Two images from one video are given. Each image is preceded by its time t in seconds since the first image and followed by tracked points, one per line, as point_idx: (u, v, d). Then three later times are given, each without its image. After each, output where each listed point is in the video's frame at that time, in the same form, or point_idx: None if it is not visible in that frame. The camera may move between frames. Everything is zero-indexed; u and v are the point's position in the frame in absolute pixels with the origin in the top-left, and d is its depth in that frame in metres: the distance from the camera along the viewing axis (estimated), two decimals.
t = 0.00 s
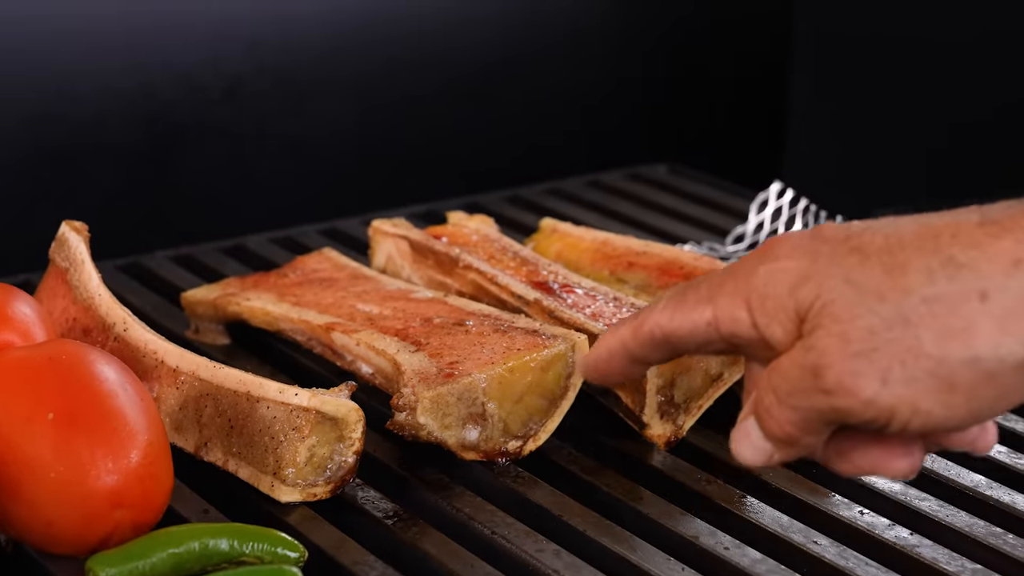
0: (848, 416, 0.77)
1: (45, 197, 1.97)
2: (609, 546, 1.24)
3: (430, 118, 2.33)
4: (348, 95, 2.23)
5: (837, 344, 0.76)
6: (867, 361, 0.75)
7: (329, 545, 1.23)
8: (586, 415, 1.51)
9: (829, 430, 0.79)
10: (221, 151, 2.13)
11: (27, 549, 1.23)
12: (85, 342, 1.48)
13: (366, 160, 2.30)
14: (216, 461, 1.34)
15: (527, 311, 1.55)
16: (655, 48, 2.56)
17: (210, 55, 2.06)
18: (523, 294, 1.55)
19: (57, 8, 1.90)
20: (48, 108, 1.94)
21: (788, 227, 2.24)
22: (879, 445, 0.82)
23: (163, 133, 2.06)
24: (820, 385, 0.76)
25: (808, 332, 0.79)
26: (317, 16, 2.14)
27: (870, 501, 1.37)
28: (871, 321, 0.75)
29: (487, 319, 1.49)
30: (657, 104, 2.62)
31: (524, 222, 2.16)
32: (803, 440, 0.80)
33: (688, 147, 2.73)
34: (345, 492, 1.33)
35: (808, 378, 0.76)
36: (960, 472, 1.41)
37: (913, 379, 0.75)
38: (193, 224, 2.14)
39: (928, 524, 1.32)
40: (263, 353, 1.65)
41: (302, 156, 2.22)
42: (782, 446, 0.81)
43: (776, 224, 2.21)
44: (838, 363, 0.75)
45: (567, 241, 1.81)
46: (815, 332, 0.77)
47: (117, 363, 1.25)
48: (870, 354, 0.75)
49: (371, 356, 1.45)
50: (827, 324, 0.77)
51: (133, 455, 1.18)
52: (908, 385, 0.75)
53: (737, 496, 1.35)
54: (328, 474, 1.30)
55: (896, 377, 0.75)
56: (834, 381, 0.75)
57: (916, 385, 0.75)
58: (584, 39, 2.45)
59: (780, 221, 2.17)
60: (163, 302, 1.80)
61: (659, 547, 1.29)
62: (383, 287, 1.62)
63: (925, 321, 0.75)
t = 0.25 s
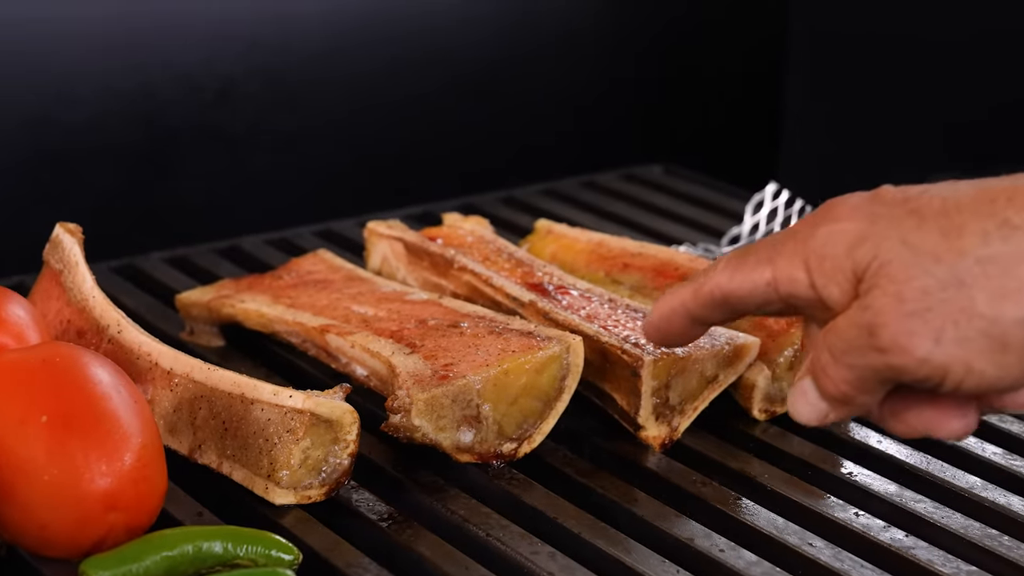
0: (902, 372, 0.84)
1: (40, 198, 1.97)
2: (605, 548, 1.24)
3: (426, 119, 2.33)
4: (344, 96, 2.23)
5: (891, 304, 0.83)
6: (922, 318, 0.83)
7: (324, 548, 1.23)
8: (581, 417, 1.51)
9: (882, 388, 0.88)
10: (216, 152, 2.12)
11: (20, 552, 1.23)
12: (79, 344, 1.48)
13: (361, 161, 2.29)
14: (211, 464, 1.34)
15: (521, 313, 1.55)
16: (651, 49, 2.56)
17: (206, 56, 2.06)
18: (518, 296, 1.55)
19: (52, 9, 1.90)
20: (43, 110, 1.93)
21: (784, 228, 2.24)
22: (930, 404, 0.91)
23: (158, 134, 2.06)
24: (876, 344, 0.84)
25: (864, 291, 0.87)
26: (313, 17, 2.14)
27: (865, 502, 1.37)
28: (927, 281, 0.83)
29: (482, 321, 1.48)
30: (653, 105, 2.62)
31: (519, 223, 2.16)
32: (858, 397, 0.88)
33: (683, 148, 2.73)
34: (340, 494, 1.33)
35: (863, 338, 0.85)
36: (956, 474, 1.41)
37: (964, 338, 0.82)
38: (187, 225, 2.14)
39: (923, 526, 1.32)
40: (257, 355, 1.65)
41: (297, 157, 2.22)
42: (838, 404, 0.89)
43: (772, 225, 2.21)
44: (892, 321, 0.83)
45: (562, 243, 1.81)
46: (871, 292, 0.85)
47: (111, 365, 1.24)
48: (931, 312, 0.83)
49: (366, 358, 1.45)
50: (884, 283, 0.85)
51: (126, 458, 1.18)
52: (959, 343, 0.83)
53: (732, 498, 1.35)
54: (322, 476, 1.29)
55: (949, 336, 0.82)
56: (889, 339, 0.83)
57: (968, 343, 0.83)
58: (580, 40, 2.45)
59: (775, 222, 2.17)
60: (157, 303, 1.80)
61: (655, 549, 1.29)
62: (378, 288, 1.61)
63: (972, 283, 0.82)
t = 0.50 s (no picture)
0: (936, 334, 0.93)
1: (34, 197, 1.96)
2: (598, 548, 1.24)
3: (420, 118, 2.33)
4: (338, 96, 2.23)
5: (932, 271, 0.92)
6: (957, 282, 0.91)
7: (317, 547, 1.23)
8: (574, 417, 1.51)
9: (914, 351, 0.96)
10: (210, 151, 2.12)
11: (12, 551, 1.22)
12: (73, 343, 1.47)
13: (356, 160, 2.29)
14: (204, 463, 1.34)
15: (515, 312, 1.55)
16: (646, 48, 2.56)
17: (198, 55, 2.06)
18: (512, 296, 1.55)
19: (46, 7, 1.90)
20: (37, 108, 1.93)
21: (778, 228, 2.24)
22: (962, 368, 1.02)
23: (152, 133, 2.05)
24: (910, 310, 0.93)
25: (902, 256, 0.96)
26: (307, 16, 2.14)
27: (859, 502, 1.37)
28: (962, 246, 0.91)
29: (476, 320, 1.48)
30: (648, 104, 2.62)
31: (514, 222, 2.16)
32: (891, 359, 0.97)
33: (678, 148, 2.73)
34: (333, 494, 1.33)
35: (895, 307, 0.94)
36: (950, 473, 1.42)
37: (998, 302, 0.91)
38: (181, 225, 2.13)
39: (917, 525, 1.32)
40: (251, 354, 1.65)
41: (292, 156, 2.22)
42: (870, 366, 0.98)
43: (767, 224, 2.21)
44: (927, 287, 0.91)
45: (557, 242, 1.81)
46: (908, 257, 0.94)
47: (104, 365, 1.24)
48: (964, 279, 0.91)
49: (360, 357, 1.45)
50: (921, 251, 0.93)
51: (119, 457, 1.17)
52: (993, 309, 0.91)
53: (726, 498, 1.35)
54: (316, 475, 1.30)
55: (984, 300, 0.91)
56: (923, 303, 0.92)
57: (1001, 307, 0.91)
58: (574, 39, 2.45)
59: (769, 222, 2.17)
60: (150, 303, 1.80)
61: (648, 548, 1.29)
62: (372, 288, 1.61)
63: (997, 254, 0.91)
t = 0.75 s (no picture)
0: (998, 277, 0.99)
1: (30, 195, 1.96)
2: (593, 546, 1.24)
3: (417, 117, 2.33)
4: (335, 94, 2.23)
5: None
6: None
7: (312, 546, 1.23)
8: (570, 415, 1.51)
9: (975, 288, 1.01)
10: (206, 150, 2.12)
11: (7, 549, 1.22)
12: (68, 342, 1.47)
13: (352, 159, 2.29)
14: (199, 462, 1.33)
15: (511, 311, 1.55)
16: (642, 47, 2.56)
17: (195, 54, 2.05)
18: (508, 294, 1.55)
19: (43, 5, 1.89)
20: (34, 107, 1.92)
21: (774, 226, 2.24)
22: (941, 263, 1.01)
23: (149, 132, 2.05)
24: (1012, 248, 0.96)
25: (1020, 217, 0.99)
26: (304, 15, 2.14)
27: (855, 501, 1.37)
28: None
29: (472, 318, 1.48)
30: (645, 103, 2.62)
31: (510, 221, 2.16)
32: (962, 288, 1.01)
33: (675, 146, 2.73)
34: (328, 492, 1.33)
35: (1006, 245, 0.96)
36: (945, 472, 1.42)
37: None
38: (177, 223, 2.13)
39: (912, 524, 1.32)
40: (246, 352, 1.65)
41: (289, 154, 2.22)
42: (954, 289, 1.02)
43: (763, 223, 2.21)
44: None
45: (553, 241, 1.81)
46: None
47: (99, 363, 1.24)
48: None
49: (355, 355, 1.44)
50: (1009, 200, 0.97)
51: (114, 456, 1.17)
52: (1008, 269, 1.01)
53: (722, 496, 1.35)
54: (311, 474, 1.29)
55: None
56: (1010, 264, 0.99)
57: None
58: (571, 38, 2.45)
59: (766, 220, 2.17)
60: (146, 301, 1.80)
61: (644, 547, 1.29)
62: (367, 286, 1.61)
63: None
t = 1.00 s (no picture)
0: None
1: (25, 193, 1.96)
2: (590, 546, 1.24)
3: (414, 116, 2.33)
4: (332, 93, 2.22)
5: None
6: None
7: (307, 545, 1.22)
8: (567, 415, 1.51)
9: None
10: (202, 148, 2.11)
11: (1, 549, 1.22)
12: (62, 340, 1.47)
13: (348, 157, 2.29)
14: (194, 461, 1.33)
15: (507, 310, 1.54)
16: (639, 47, 2.56)
17: (191, 52, 2.05)
18: (504, 293, 1.54)
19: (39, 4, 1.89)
20: (29, 105, 1.92)
21: (771, 226, 2.24)
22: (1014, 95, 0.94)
23: (144, 130, 2.05)
24: None
25: None
26: (301, 14, 2.13)
27: (852, 501, 1.37)
28: None
29: (468, 317, 1.48)
30: (642, 102, 2.61)
31: (506, 220, 2.16)
32: None
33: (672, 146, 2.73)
34: (324, 491, 1.33)
35: None
36: (943, 471, 1.41)
37: None
38: (172, 222, 2.13)
39: (909, 524, 1.32)
40: (241, 351, 1.65)
41: (285, 153, 2.21)
42: None
43: (759, 222, 2.21)
44: None
45: (549, 240, 1.81)
46: None
47: (94, 362, 1.23)
48: None
49: (351, 354, 1.44)
50: None
51: (108, 455, 1.17)
52: None
53: (718, 496, 1.35)
54: (306, 473, 1.29)
55: None
56: None
57: None
58: (569, 37, 2.45)
59: (763, 219, 2.17)
60: (141, 300, 1.79)
61: (641, 547, 1.28)
62: (364, 285, 1.61)
63: None
